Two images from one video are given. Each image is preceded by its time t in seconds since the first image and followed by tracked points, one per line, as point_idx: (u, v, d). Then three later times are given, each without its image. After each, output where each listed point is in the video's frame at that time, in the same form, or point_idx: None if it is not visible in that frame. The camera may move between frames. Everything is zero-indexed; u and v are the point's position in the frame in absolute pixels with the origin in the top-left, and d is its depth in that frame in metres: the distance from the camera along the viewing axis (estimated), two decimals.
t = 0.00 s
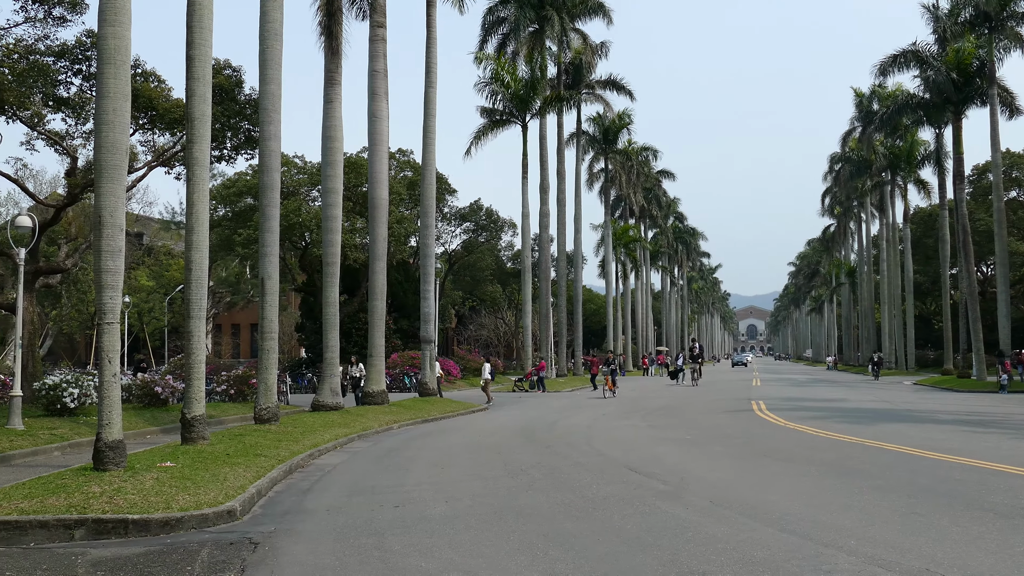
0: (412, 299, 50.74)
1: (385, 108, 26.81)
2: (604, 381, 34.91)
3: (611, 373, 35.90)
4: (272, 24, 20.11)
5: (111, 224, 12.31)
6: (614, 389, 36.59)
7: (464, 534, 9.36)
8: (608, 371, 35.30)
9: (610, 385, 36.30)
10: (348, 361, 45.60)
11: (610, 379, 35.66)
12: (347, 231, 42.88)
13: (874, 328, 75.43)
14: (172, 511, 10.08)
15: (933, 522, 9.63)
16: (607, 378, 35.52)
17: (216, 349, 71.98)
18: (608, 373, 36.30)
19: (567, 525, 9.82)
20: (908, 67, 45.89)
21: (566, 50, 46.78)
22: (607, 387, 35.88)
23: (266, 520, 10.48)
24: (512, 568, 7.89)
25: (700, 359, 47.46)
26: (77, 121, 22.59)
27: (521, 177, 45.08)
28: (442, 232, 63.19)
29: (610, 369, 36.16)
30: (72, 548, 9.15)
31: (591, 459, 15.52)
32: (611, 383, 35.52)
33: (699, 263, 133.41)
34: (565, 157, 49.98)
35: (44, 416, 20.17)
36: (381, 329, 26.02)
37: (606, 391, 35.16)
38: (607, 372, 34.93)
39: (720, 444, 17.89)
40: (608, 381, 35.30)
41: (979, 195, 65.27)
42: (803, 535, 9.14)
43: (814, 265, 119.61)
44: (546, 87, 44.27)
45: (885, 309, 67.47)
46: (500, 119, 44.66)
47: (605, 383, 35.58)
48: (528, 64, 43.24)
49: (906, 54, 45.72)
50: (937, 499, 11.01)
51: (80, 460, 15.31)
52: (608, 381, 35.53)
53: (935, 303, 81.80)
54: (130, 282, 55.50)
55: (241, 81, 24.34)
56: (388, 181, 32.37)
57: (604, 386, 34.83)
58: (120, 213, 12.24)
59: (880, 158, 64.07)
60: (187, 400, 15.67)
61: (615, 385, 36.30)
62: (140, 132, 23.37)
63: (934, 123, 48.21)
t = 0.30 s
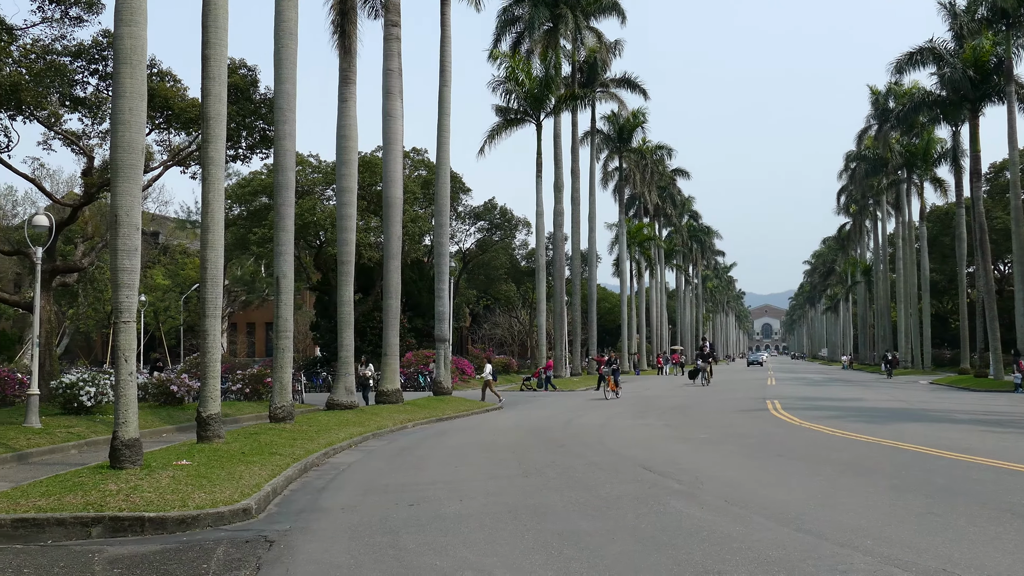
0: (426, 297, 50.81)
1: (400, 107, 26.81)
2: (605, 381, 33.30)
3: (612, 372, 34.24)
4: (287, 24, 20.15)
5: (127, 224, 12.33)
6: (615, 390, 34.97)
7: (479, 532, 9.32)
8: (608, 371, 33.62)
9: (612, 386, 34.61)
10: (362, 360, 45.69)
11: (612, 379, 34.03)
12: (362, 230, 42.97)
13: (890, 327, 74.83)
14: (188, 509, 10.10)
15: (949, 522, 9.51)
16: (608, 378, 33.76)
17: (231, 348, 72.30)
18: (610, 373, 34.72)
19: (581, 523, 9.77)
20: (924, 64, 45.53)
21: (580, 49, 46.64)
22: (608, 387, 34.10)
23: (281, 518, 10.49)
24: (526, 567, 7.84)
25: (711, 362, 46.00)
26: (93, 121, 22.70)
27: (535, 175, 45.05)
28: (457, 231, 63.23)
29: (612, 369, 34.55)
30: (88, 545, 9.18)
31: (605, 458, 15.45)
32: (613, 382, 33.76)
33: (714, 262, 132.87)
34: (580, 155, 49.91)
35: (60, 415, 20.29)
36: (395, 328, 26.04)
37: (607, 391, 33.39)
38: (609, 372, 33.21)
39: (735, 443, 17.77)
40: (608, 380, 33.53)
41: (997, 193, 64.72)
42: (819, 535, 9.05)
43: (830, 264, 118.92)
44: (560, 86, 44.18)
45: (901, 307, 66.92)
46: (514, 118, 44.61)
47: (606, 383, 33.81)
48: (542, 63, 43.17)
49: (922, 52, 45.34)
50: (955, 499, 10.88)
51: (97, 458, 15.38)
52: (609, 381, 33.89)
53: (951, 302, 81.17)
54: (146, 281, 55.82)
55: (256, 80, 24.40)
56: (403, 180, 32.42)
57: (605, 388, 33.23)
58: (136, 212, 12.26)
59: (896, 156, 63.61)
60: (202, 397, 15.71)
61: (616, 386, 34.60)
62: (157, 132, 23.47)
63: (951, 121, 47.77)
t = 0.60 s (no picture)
0: (441, 297, 50.84)
1: (415, 107, 26.81)
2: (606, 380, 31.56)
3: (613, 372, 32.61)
4: (302, 24, 20.19)
5: (144, 224, 12.39)
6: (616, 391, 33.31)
7: (494, 532, 9.30)
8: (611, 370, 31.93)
9: (612, 387, 32.96)
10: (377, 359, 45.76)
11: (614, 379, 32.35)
12: (376, 229, 43.04)
13: (907, 326, 74.24)
14: (204, 508, 10.13)
15: (967, 521, 9.39)
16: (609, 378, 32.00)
17: (248, 348, 72.69)
18: (610, 373, 33.19)
19: (596, 522, 9.72)
20: (942, 62, 45.12)
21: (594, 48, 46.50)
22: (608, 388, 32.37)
23: (297, 517, 10.50)
24: (541, 566, 7.81)
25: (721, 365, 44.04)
26: (109, 122, 22.85)
27: (550, 175, 44.95)
28: (472, 231, 63.23)
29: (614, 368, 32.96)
30: (106, 544, 9.23)
31: (620, 457, 15.38)
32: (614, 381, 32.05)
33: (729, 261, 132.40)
34: (594, 154, 49.80)
35: (78, 414, 20.45)
36: (410, 326, 26.06)
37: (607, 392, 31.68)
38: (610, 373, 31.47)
39: (750, 442, 17.64)
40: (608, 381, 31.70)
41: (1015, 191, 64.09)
42: (835, 534, 8.96)
43: (846, 262, 118.17)
44: (575, 85, 44.03)
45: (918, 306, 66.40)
46: (529, 117, 44.50)
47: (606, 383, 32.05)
48: (556, 62, 43.10)
49: (939, 50, 45.05)
50: (972, 498, 10.75)
51: (114, 457, 15.47)
52: (610, 382, 32.22)
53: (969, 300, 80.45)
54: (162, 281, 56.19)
55: (271, 80, 24.48)
56: (417, 179, 32.41)
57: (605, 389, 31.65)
58: (152, 212, 12.31)
59: (913, 154, 63.10)
60: (218, 397, 15.77)
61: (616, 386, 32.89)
62: (172, 133, 23.60)
63: (968, 118, 47.27)
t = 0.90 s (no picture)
0: (456, 296, 50.90)
1: (428, 107, 26.83)
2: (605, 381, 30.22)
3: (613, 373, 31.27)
4: (316, 24, 20.22)
5: (159, 224, 12.44)
6: (615, 392, 32.06)
7: (509, 530, 9.29)
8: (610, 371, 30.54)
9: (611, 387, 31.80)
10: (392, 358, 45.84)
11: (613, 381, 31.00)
12: (390, 228, 43.08)
13: (923, 324, 73.70)
14: (220, 507, 10.17)
15: (983, 519, 9.31)
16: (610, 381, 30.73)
17: (263, 346, 73.03)
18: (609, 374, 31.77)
19: (611, 521, 9.70)
20: (959, 58, 44.79)
21: (607, 46, 46.40)
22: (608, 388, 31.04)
23: (312, 515, 10.53)
24: (555, 564, 7.80)
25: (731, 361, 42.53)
26: (125, 123, 22.99)
27: (564, 174, 44.89)
28: (486, 229, 63.22)
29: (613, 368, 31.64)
30: (123, 542, 9.28)
31: (635, 455, 15.35)
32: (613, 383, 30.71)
33: (743, 259, 131.85)
34: (608, 152, 49.72)
35: (95, 413, 20.59)
36: (424, 325, 26.08)
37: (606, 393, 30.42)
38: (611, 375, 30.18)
39: (765, 440, 17.55)
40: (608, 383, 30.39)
41: None
42: (849, 532, 8.91)
43: (862, 259, 117.47)
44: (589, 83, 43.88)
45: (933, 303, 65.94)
46: (542, 115, 44.40)
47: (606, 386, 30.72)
48: (570, 60, 43.03)
49: (955, 46, 44.78)
50: (988, 496, 10.66)
51: (130, 456, 15.56)
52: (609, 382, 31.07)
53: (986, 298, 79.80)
54: (178, 281, 56.51)
55: (285, 80, 24.57)
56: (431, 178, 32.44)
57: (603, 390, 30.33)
58: (167, 212, 12.37)
59: (928, 151, 62.64)
60: (234, 396, 15.84)
61: (616, 387, 31.61)
62: (187, 133, 23.72)
63: (985, 114, 46.80)
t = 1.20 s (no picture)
0: (470, 294, 50.84)
1: (442, 106, 26.81)
2: (605, 381, 28.91)
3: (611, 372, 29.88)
4: (330, 23, 20.24)
5: (175, 223, 12.47)
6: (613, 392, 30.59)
7: (524, 528, 9.25)
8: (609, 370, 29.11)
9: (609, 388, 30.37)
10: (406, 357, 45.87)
11: (612, 380, 29.63)
12: (405, 227, 43.11)
13: (940, 321, 73.06)
14: (236, 505, 10.18)
15: (1000, 519, 9.20)
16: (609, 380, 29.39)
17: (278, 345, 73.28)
18: (607, 373, 30.39)
19: (626, 519, 9.65)
20: (976, 52, 44.29)
21: (621, 44, 46.25)
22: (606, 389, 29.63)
23: (328, 513, 10.53)
24: (570, 563, 7.75)
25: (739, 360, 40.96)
26: (140, 123, 23.08)
27: (578, 171, 44.79)
28: (500, 228, 63.15)
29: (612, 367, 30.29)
30: (139, 540, 9.30)
31: (650, 454, 15.27)
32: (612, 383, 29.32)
33: (759, 257, 131.17)
34: (622, 150, 49.58)
35: (112, 412, 20.70)
36: (439, 323, 26.06)
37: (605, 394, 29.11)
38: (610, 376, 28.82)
39: (781, 438, 17.42)
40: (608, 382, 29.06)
41: None
42: (866, 531, 8.82)
43: (878, 258, 116.63)
44: (603, 81, 43.74)
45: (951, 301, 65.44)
46: (556, 113, 44.19)
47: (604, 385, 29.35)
48: (584, 58, 42.90)
49: (972, 41, 44.38)
50: (1006, 496, 10.54)
51: (146, 454, 15.63)
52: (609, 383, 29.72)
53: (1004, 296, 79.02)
54: (193, 280, 56.79)
55: (300, 79, 24.61)
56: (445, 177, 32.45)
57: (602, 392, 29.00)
58: (183, 211, 12.41)
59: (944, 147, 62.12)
60: (249, 394, 15.86)
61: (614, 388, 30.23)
62: (202, 132, 23.80)
63: (1002, 111, 46.33)
